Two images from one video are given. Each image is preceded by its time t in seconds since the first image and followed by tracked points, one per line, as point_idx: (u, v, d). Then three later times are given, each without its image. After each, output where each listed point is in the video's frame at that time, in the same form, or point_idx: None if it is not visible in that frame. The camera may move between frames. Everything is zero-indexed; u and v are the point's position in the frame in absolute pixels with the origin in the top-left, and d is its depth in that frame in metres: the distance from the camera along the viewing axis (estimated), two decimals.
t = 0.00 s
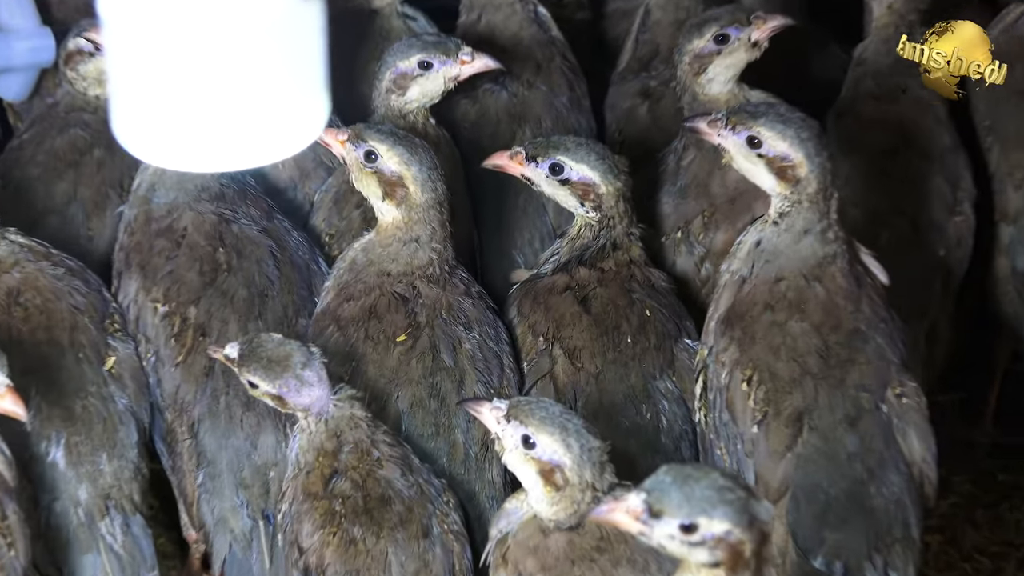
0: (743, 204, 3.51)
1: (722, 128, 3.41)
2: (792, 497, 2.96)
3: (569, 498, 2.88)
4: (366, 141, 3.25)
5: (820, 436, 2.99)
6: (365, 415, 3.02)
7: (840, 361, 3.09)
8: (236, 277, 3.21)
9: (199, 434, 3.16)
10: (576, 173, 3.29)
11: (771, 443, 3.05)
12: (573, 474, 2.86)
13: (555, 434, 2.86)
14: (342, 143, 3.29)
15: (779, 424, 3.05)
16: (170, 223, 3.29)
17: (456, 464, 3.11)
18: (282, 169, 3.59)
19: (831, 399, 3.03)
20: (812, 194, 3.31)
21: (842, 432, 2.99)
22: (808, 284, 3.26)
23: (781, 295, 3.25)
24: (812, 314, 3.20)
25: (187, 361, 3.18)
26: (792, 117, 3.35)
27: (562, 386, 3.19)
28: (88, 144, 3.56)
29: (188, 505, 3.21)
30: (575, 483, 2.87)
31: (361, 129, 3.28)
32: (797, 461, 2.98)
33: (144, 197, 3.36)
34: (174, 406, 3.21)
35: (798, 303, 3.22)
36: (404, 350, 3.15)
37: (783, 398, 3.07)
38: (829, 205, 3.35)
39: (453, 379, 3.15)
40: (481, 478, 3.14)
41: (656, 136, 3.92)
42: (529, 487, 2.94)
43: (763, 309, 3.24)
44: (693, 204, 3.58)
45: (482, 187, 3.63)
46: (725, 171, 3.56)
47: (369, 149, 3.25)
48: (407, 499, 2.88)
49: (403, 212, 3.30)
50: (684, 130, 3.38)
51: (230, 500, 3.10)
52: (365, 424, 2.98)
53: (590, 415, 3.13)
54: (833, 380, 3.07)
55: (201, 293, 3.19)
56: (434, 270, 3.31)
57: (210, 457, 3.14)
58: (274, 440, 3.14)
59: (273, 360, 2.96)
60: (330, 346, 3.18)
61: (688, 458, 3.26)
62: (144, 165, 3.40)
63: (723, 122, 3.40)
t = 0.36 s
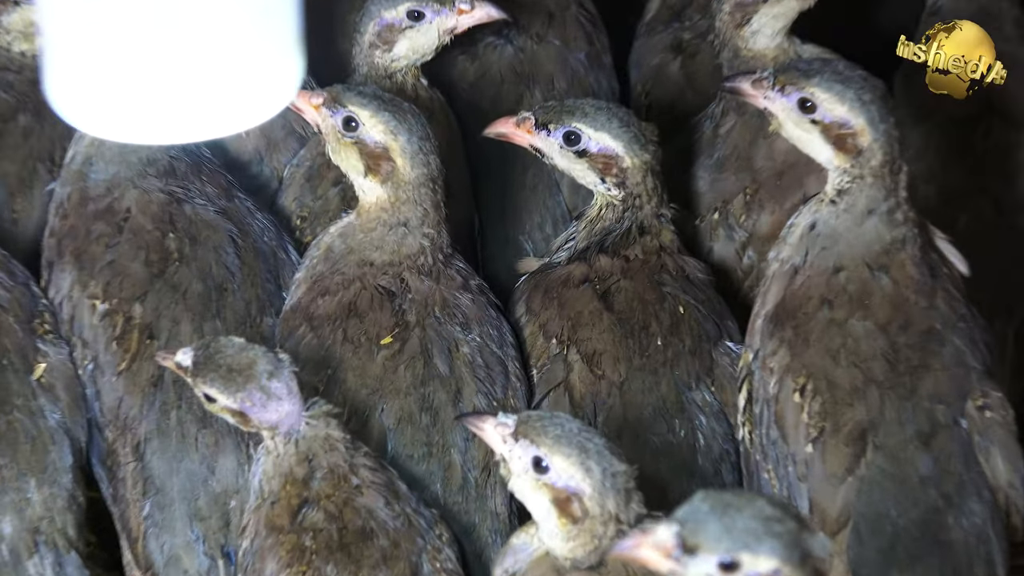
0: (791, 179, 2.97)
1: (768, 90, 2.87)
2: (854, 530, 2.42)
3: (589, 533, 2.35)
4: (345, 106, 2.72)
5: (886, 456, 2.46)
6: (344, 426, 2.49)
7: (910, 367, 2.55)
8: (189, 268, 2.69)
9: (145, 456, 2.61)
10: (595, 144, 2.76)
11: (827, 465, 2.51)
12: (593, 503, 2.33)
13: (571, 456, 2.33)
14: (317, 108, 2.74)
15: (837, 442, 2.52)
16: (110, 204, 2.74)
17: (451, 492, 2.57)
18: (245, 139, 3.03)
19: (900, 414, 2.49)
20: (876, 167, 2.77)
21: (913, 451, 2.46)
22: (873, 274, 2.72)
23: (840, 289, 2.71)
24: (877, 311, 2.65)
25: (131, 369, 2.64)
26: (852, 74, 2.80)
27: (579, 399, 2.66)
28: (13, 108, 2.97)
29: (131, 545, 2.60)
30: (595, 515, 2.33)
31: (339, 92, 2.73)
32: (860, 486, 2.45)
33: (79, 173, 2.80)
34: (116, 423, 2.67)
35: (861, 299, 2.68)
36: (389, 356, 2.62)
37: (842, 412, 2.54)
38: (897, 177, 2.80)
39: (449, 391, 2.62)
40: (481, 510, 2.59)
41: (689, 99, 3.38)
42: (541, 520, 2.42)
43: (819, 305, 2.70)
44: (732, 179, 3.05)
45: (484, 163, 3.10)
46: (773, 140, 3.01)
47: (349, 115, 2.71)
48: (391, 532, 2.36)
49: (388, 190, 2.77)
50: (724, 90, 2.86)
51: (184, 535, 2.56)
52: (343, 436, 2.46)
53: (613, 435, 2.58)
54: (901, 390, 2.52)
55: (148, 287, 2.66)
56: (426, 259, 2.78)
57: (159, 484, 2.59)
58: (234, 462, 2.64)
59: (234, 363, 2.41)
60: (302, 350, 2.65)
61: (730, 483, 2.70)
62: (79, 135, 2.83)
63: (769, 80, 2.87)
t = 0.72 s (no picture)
0: (863, 137, 2.38)
1: (836, 23, 2.34)
2: None
3: None
4: (308, 42, 2.17)
5: (982, 485, 1.92)
6: (310, 446, 1.94)
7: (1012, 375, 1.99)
8: (108, 250, 2.15)
9: (55, 484, 2.06)
10: (617, 96, 2.21)
11: (907, 495, 1.96)
12: (613, 546, 1.71)
13: (587, 486, 1.72)
14: (272, 43, 2.21)
15: (919, 466, 1.96)
16: (11, 168, 2.20)
17: (437, 531, 1.98)
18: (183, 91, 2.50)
19: (999, 433, 1.94)
20: (970, 121, 2.16)
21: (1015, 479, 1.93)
22: (965, 256, 2.13)
23: (924, 274, 2.13)
24: (970, 304, 2.07)
25: (37, 377, 2.08)
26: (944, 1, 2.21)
27: (596, 415, 2.10)
28: None
29: None
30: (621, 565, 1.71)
31: (301, 25, 2.19)
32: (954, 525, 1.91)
33: None
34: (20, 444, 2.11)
35: (951, 289, 2.10)
36: (358, 360, 2.05)
37: (924, 429, 1.97)
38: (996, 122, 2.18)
39: (433, 405, 2.05)
40: (473, 551, 2.01)
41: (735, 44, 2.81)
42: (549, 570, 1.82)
43: (897, 296, 2.12)
44: (790, 139, 2.49)
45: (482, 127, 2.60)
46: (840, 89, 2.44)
47: (312, 53, 2.16)
48: None
49: (360, 149, 2.21)
50: (782, 21, 2.36)
51: None
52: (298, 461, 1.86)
53: (639, 460, 2.03)
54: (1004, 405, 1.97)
55: (57, 274, 2.11)
56: (405, 239, 2.21)
57: (72, 519, 2.04)
58: (165, 490, 2.07)
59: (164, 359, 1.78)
60: (247, 348, 2.08)
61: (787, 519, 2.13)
62: None
63: (837, 12, 2.32)
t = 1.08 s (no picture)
0: (878, 117, 2.38)
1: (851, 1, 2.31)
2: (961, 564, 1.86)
3: (618, 567, 1.71)
4: (319, 21, 2.15)
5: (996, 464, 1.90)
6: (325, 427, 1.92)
7: None
8: (118, 230, 2.14)
9: (65, 462, 2.03)
10: (630, 76, 2.20)
11: (920, 474, 1.95)
12: (625, 526, 1.70)
13: (598, 467, 1.69)
14: (283, 22, 2.20)
15: (932, 445, 1.96)
16: (21, 149, 2.20)
17: (450, 511, 1.97)
18: (199, 70, 2.53)
19: (1014, 412, 1.92)
20: (984, 102, 2.15)
21: None
22: (979, 236, 2.12)
23: (937, 253, 2.11)
24: (984, 283, 2.05)
25: (47, 357, 2.06)
26: None
27: (608, 396, 2.09)
28: None
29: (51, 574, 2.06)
30: (629, 543, 1.70)
31: (312, 3, 2.17)
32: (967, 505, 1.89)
33: None
34: (30, 424, 2.09)
35: (965, 268, 2.08)
36: (370, 339, 2.04)
37: (936, 409, 1.96)
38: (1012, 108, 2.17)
39: (444, 384, 2.04)
40: (485, 530, 2.00)
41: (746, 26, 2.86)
42: (561, 552, 1.77)
43: (910, 275, 2.11)
44: (804, 117, 2.47)
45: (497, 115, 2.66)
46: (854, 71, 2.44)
47: (323, 32, 2.15)
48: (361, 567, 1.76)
49: (371, 129, 2.19)
50: None
51: (115, 561, 1.98)
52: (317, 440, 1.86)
53: (651, 441, 2.02)
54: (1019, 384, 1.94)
55: (67, 253, 2.10)
56: (416, 219, 2.20)
57: (83, 498, 2.02)
58: (178, 471, 2.05)
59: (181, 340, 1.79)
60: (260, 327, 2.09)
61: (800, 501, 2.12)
62: None
63: None
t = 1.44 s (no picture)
0: (934, 130, 2.33)
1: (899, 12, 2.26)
2: None
3: None
4: (370, 34, 2.10)
5: None
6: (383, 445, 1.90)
7: None
8: (173, 246, 2.12)
9: (124, 483, 2.04)
10: (681, 88, 2.18)
11: (975, 490, 1.99)
12: (682, 545, 1.70)
13: (654, 484, 1.69)
14: (335, 35, 2.13)
15: (986, 459, 1.99)
16: (72, 165, 2.17)
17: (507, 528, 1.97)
18: (247, 82, 2.45)
19: None
20: None
21: None
22: None
23: (989, 265, 2.11)
24: None
25: (103, 375, 2.07)
26: None
27: (664, 412, 2.09)
28: None
29: None
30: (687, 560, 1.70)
31: (362, 14, 2.12)
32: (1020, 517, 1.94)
33: (30, 128, 2.24)
34: (87, 442, 2.09)
35: (1016, 281, 2.08)
36: (426, 355, 2.04)
37: (990, 423, 2.00)
38: None
39: (501, 399, 2.05)
40: (543, 547, 1.99)
41: (801, 31, 2.73)
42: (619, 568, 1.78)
43: (963, 287, 2.11)
44: (859, 130, 2.42)
45: (548, 123, 2.48)
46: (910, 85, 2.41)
47: (374, 45, 2.10)
48: None
49: (422, 142, 2.17)
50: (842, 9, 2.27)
51: None
52: (370, 453, 1.87)
53: (707, 458, 2.03)
54: None
55: (122, 270, 2.09)
56: (470, 233, 2.17)
57: (142, 519, 2.02)
58: (236, 490, 2.04)
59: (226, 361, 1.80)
60: (314, 343, 2.07)
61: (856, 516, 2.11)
62: (29, 80, 2.29)
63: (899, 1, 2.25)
